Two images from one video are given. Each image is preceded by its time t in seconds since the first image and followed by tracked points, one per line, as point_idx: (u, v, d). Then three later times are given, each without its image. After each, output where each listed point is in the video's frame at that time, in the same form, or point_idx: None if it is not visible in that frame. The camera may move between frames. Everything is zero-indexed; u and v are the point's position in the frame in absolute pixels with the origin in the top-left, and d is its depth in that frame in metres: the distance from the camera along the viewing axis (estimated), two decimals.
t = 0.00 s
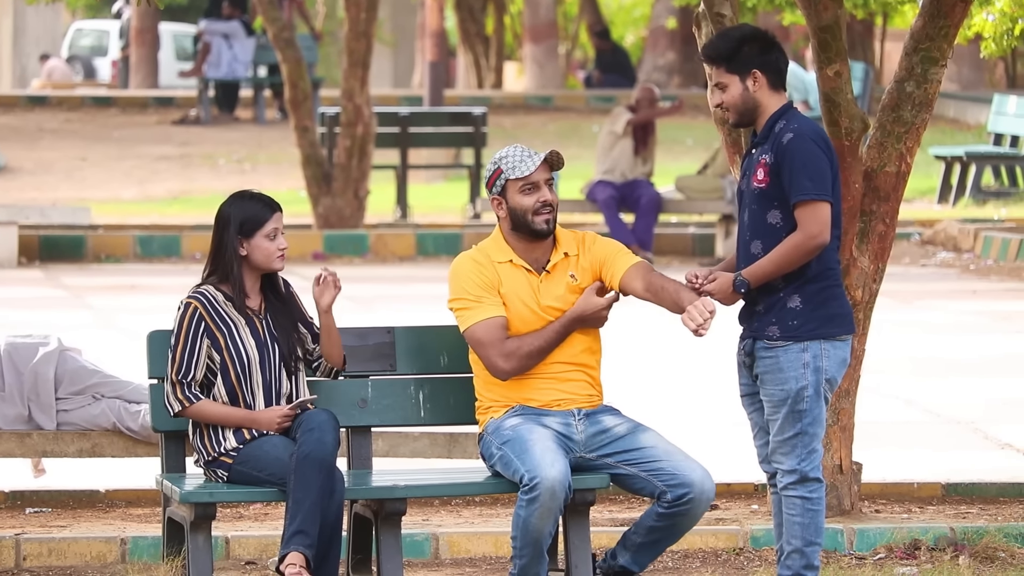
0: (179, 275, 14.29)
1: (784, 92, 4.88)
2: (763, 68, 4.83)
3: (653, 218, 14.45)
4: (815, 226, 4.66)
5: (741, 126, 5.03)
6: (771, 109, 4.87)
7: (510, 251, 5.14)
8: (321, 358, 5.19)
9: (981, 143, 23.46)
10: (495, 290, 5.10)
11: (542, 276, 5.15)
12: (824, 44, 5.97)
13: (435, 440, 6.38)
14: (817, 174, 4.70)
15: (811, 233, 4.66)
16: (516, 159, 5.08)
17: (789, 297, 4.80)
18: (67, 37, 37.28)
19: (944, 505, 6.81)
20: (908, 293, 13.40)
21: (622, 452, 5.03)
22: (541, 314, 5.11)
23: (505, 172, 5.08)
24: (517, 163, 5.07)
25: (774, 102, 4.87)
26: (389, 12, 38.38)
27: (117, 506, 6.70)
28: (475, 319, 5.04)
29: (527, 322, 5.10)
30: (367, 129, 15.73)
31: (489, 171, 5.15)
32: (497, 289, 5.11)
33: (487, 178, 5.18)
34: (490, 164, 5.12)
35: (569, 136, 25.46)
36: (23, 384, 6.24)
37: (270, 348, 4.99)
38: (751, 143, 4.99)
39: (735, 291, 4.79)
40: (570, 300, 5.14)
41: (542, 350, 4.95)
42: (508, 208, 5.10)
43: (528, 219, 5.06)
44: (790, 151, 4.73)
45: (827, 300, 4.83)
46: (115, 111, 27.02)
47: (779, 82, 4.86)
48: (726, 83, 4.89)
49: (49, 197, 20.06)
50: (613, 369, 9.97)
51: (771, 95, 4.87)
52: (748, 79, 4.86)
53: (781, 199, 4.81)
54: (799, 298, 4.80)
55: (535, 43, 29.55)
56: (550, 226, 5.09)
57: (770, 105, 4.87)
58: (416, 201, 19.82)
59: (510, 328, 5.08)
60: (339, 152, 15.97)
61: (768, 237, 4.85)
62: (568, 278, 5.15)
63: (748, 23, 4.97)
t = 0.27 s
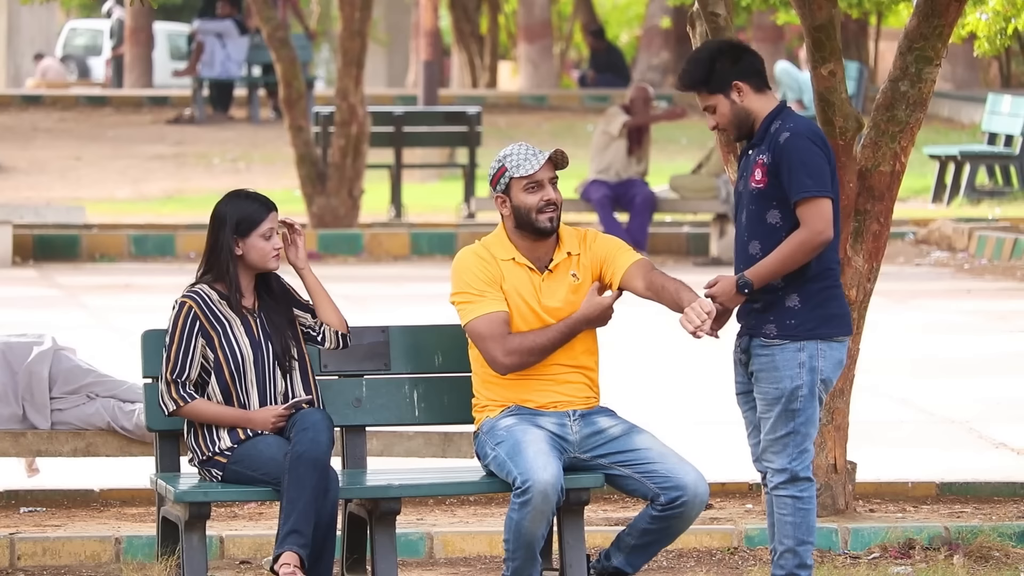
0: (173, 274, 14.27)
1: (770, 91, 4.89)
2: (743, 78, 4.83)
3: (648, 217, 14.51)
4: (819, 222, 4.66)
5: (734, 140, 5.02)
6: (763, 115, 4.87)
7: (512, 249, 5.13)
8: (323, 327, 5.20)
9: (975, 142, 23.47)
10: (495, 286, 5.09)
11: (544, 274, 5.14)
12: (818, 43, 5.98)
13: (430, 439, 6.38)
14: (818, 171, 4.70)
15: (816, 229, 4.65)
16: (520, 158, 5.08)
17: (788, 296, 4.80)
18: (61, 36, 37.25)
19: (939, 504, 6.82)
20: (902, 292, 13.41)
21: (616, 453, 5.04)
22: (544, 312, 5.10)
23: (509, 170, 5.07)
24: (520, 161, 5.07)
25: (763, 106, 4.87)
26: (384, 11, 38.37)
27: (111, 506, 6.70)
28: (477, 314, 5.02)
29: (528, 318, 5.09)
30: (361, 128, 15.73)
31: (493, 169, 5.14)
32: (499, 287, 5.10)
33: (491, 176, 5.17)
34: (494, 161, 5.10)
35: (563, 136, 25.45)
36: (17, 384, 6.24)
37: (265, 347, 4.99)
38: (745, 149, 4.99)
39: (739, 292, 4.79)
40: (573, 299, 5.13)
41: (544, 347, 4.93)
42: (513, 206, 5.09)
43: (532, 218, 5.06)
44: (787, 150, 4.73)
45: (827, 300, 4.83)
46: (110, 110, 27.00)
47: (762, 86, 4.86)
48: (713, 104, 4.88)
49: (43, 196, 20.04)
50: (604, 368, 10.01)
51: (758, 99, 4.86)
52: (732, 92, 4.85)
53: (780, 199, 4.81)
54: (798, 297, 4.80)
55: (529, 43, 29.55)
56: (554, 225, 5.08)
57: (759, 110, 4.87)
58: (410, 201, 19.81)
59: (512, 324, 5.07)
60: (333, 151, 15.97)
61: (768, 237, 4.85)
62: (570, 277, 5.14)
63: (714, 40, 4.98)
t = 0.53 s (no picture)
0: (171, 274, 14.26)
1: (749, 105, 4.89)
2: (718, 103, 4.85)
3: (645, 216, 14.52)
4: (805, 231, 4.64)
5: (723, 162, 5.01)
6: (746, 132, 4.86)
7: (517, 247, 5.13)
8: (321, 329, 5.20)
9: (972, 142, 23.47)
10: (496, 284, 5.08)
11: (548, 273, 5.14)
12: (816, 43, 5.97)
13: (426, 439, 6.38)
14: (806, 178, 4.67)
15: (804, 237, 4.64)
16: (527, 156, 5.08)
17: (793, 297, 4.81)
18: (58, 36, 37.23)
19: (936, 503, 6.83)
20: (900, 291, 13.41)
21: (614, 454, 5.04)
22: (546, 310, 5.09)
23: (515, 168, 5.07)
24: (527, 159, 5.08)
25: (744, 122, 4.87)
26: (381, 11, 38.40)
27: (108, 506, 6.69)
28: (479, 310, 5.02)
29: (530, 315, 5.09)
30: (358, 128, 15.72)
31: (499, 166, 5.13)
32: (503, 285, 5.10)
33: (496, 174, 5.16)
34: (501, 158, 5.10)
35: (560, 135, 25.44)
36: (14, 383, 6.24)
37: (262, 347, 4.98)
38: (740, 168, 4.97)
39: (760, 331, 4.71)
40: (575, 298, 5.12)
41: (546, 342, 4.90)
42: (518, 204, 5.08)
43: (536, 217, 5.05)
44: (775, 159, 4.71)
45: (830, 301, 4.82)
46: (107, 110, 26.99)
47: (736, 104, 4.86)
48: (699, 138, 4.91)
49: (40, 196, 20.03)
50: (602, 368, 10.00)
51: (736, 116, 4.86)
52: (712, 119, 4.87)
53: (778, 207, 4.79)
54: (803, 298, 4.80)
55: (526, 42, 29.54)
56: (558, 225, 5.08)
57: (741, 127, 4.87)
58: (407, 200, 19.79)
59: (513, 321, 5.07)
60: (331, 151, 15.96)
61: (773, 243, 4.83)
62: (574, 276, 5.15)
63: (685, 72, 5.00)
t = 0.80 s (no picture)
0: (171, 274, 14.27)
1: (747, 109, 4.87)
2: (715, 112, 4.83)
3: (646, 216, 14.51)
4: (797, 239, 4.64)
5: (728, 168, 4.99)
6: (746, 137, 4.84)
7: (522, 246, 5.13)
8: (325, 333, 5.19)
9: (973, 142, 23.46)
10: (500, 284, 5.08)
11: (553, 274, 5.14)
12: (817, 43, 5.98)
13: (428, 439, 6.38)
14: (799, 184, 4.66)
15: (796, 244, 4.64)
16: (548, 158, 5.06)
17: (802, 299, 4.81)
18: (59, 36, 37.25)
19: (938, 503, 6.83)
20: (901, 292, 13.41)
21: (615, 454, 5.04)
22: (549, 311, 5.10)
23: (534, 169, 5.05)
24: (548, 162, 5.05)
25: (744, 127, 4.85)
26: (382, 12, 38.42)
27: (109, 506, 6.69)
28: (480, 310, 5.02)
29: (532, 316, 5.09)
30: (360, 128, 15.72)
31: (515, 166, 5.11)
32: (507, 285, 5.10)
33: (510, 171, 5.14)
34: (519, 158, 5.08)
35: (561, 136, 25.44)
36: (15, 383, 6.24)
37: (264, 347, 4.98)
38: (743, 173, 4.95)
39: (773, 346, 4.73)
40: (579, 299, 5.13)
41: (545, 347, 4.90)
42: (533, 205, 5.07)
43: (552, 220, 5.05)
44: (771, 164, 4.70)
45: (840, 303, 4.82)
46: (108, 110, 27.00)
47: (737, 110, 4.84)
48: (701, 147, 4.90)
49: (41, 196, 20.04)
50: (602, 368, 10.00)
51: (736, 123, 4.85)
52: (711, 129, 4.86)
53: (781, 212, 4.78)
54: (812, 299, 4.80)
55: (528, 42, 29.54)
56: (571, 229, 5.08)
57: (742, 133, 4.85)
58: (408, 201, 19.79)
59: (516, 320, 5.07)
60: (332, 151, 15.96)
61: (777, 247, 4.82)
62: (579, 275, 5.15)
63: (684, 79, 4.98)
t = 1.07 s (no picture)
0: (174, 274, 14.27)
1: (764, 105, 4.85)
2: (733, 106, 4.83)
3: (649, 216, 14.51)
4: (806, 240, 4.63)
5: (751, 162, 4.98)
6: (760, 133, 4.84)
7: (526, 249, 5.13)
8: (324, 347, 5.19)
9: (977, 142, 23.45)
10: (502, 287, 5.08)
11: (557, 276, 5.13)
12: (820, 43, 5.97)
13: (431, 439, 6.39)
14: (807, 186, 4.65)
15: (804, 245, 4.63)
16: (575, 169, 5.06)
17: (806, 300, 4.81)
18: (62, 36, 37.28)
19: (941, 503, 6.82)
20: (904, 291, 13.41)
21: (617, 453, 5.04)
22: (551, 316, 5.10)
23: (559, 179, 5.04)
24: (575, 175, 5.05)
25: (760, 125, 4.84)
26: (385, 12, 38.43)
27: (113, 505, 6.69)
28: (479, 313, 5.04)
29: (533, 322, 5.09)
30: (363, 128, 15.72)
31: (537, 173, 5.08)
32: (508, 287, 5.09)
33: (529, 177, 5.10)
34: (544, 166, 5.05)
35: (564, 135, 25.43)
36: (18, 382, 6.25)
37: (268, 346, 4.98)
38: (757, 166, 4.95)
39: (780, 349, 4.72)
40: (581, 304, 5.14)
41: (538, 365, 4.96)
42: (551, 214, 5.08)
43: (568, 231, 5.06)
44: (778, 166, 4.70)
45: (846, 303, 4.80)
46: (111, 110, 27.02)
47: (753, 107, 4.83)
48: (715, 137, 4.90)
49: (45, 195, 20.06)
50: (605, 368, 9.99)
51: (752, 120, 4.84)
52: (726, 121, 4.85)
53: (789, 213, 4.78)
54: (817, 301, 4.79)
55: (531, 42, 29.54)
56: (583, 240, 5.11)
57: (757, 129, 4.84)
58: (411, 200, 19.79)
59: (517, 322, 5.10)
60: (335, 151, 15.96)
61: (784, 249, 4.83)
62: (583, 278, 5.15)
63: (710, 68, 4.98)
